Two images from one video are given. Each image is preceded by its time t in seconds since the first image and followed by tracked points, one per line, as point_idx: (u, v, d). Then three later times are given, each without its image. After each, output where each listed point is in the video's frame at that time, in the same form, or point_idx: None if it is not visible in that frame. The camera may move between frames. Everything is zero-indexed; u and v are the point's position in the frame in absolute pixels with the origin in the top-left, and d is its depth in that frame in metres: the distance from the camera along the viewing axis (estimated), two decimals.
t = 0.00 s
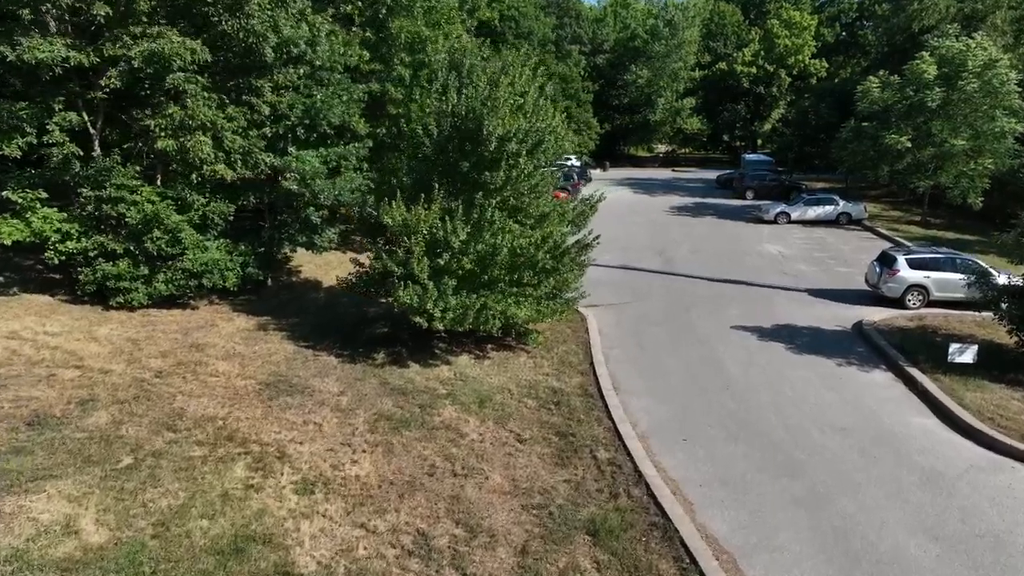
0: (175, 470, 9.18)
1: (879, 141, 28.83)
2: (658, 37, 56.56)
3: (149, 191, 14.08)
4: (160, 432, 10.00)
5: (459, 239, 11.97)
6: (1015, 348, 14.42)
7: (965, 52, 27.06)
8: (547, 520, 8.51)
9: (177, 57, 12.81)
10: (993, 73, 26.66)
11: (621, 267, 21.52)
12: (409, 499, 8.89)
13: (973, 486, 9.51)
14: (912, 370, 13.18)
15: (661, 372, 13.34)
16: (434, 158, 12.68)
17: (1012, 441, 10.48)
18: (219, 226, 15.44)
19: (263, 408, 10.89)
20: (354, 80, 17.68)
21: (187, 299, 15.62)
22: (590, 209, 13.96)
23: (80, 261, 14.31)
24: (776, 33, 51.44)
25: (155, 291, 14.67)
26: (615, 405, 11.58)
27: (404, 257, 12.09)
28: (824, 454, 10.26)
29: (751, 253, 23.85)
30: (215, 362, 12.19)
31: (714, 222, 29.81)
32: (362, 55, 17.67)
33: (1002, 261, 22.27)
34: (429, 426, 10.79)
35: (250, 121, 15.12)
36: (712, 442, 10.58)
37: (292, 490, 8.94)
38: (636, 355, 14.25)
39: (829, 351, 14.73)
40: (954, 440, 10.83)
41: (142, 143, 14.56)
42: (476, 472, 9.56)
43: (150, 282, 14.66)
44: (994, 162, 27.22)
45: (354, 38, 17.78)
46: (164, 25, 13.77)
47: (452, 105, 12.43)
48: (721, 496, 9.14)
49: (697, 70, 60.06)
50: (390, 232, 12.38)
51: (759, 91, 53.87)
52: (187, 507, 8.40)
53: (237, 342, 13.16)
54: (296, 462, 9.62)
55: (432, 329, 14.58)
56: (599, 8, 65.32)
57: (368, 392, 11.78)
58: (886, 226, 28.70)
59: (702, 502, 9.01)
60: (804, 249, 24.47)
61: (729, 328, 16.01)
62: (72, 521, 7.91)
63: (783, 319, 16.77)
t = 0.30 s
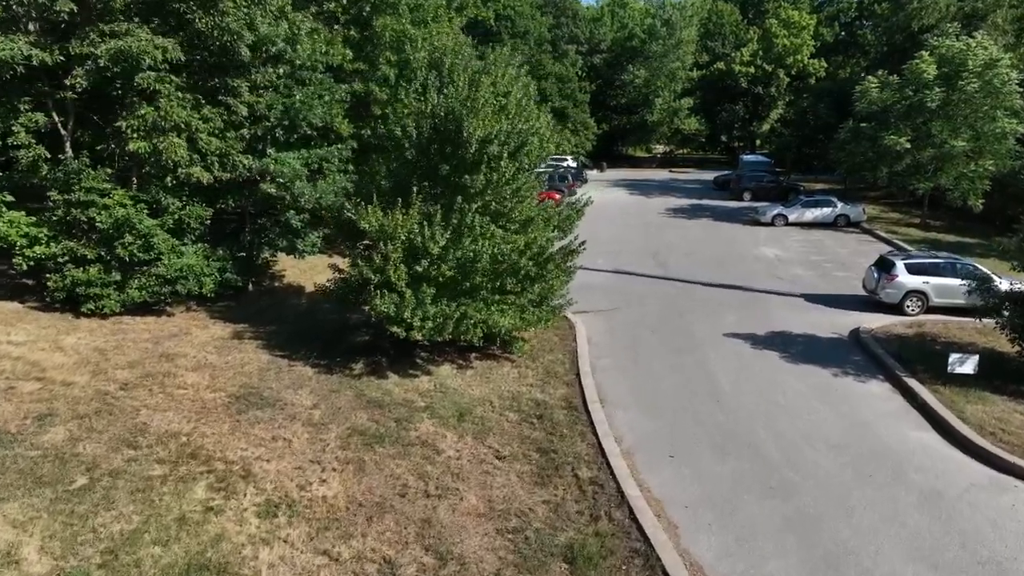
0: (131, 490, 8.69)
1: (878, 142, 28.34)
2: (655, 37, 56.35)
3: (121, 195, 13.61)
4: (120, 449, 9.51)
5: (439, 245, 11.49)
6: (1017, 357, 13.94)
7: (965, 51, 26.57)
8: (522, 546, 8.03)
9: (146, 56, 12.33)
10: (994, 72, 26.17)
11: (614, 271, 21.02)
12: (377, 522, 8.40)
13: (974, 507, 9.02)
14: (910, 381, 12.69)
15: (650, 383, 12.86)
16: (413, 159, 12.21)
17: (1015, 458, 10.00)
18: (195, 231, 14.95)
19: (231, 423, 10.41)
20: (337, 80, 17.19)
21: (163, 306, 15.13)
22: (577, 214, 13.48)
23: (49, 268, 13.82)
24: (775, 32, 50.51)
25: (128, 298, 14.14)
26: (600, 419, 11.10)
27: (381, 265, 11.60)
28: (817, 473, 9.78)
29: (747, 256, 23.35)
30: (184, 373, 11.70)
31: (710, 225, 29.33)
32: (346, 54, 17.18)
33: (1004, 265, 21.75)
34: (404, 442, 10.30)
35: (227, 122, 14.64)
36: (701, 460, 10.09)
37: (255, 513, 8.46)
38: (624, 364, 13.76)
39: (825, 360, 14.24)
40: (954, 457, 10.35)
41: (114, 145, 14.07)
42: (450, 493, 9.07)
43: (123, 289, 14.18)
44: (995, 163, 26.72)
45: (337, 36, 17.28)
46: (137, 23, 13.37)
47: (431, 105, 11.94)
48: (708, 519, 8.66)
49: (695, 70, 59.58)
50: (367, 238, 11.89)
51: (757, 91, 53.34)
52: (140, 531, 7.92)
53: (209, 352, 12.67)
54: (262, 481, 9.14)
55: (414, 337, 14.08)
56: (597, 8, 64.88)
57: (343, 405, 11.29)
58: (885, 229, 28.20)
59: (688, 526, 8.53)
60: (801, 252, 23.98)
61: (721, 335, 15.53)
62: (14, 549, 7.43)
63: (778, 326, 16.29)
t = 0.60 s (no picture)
0: (81, 514, 8.19)
1: (876, 143, 27.83)
2: (652, 36, 56.09)
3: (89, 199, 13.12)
4: (74, 467, 9.02)
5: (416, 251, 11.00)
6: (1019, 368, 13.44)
7: (965, 51, 26.06)
8: None
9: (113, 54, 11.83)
10: (995, 72, 25.67)
11: (606, 275, 20.51)
12: (341, 549, 7.91)
13: (976, 531, 8.52)
14: (909, 393, 12.19)
15: (638, 395, 12.36)
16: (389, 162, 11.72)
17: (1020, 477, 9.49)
18: (170, 236, 14.46)
19: (195, 439, 9.89)
20: (319, 80, 16.70)
21: (137, 313, 14.64)
22: (563, 219, 12.97)
23: (15, 274, 13.32)
24: (774, 32, 49.91)
25: (98, 305, 13.68)
26: (583, 435, 10.60)
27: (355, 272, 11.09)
28: (810, 493, 9.27)
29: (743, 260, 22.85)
30: (151, 386, 11.20)
31: (706, 227, 28.82)
32: (328, 53, 16.69)
33: (1005, 270, 21.33)
34: (376, 460, 9.80)
35: (202, 123, 14.15)
36: (688, 479, 9.59)
37: (212, 539, 7.97)
38: (612, 375, 13.27)
39: (821, 370, 13.74)
40: (955, 476, 9.85)
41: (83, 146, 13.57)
42: (421, 516, 8.58)
43: (93, 296, 13.68)
44: (997, 165, 26.21)
45: (318, 35, 16.75)
46: (106, 21, 12.87)
47: (408, 106, 11.45)
48: (693, 544, 8.17)
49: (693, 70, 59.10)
50: (341, 245, 11.40)
51: (756, 91, 52.81)
52: (87, 561, 7.42)
53: (179, 363, 12.17)
54: (223, 504, 8.65)
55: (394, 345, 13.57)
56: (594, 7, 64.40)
57: (315, 419, 10.79)
58: (884, 231, 27.70)
59: (672, 553, 8.04)
60: (798, 255, 23.48)
61: (714, 344, 15.03)
62: None
63: (773, 333, 15.79)
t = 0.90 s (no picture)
0: (26, 542, 7.68)
1: (876, 144, 27.34)
2: (650, 36, 55.66)
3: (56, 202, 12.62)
4: (23, 489, 8.50)
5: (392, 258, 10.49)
6: None
7: (967, 50, 25.57)
8: None
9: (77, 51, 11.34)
10: (997, 71, 25.18)
11: (598, 280, 20.01)
12: None
13: (979, 558, 8.02)
14: (909, 406, 11.68)
15: (625, 409, 11.86)
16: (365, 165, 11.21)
17: None
18: (143, 240, 13.95)
19: (155, 458, 9.37)
20: (300, 80, 16.19)
21: (109, 321, 14.15)
22: (547, 224, 12.44)
23: None
24: (772, 31, 49.38)
25: (66, 313, 13.17)
26: (566, 452, 10.09)
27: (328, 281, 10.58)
28: (803, 516, 8.77)
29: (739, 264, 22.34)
30: (114, 399, 10.70)
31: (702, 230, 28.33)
32: (310, 52, 16.19)
33: (1008, 274, 20.82)
34: (347, 479, 9.29)
35: (176, 124, 13.64)
36: (674, 501, 9.09)
37: (165, 569, 7.46)
38: (599, 386, 12.76)
39: (817, 380, 13.24)
40: (956, 497, 9.34)
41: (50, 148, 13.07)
42: (390, 542, 8.06)
43: (61, 304, 13.19)
44: (998, 166, 25.71)
45: (298, 33, 16.20)
46: (72, 17, 12.38)
47: (384, 106, 10.95)
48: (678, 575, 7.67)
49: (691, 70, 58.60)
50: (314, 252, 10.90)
51: (754, 91, 52.29)
52: None
53: (146, 374, 11.65)
54: (180, 528, 8.14)
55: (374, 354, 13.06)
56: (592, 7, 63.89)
57: (286, 435, 10.29)
58: (884, 233, 27.20)
59: None
60: (795, 259, 22.97)
61: (706, 352, 14.53)
62: None
63: (768, 341, 15.29)
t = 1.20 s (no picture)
0: None
1: (875, 145, 26.84)
2: (648, 35, 55.06)
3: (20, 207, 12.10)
4: None
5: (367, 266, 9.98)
6: None
7: (968, 49, 25.08)
8: None
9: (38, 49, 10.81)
10: (999, 71, 24.70)
11: (590, 285, 19.50)
12: None
13: None
14: (910, 420, 11.18)
15: (613, 423, 11.34)
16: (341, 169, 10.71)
17: None
18: (115, 246, 13.44)
19: (112, 479, 8.86)
20: (280, 79, 15.68)
21: (79, 329, 13.64)
22: (533, 230, 11.92)
23: None
24: (771, 31, 48.88)
25: (33, 322, 12.67)
26: (549, 471, 9.58)
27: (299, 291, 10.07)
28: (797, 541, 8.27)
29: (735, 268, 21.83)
30: (74, 415, 10.18)
31: (698, 232, 27.81)
32: (291, 51, 15.68)
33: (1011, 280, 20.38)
34: (315, 502, 8.78)
35: (148, 125, 13.13)
36: (661, 524, 8.58)
37: None
38: (587, 398, 12.25)
39: (814, 392, 12.73)
40: (959, 519, 8.84)
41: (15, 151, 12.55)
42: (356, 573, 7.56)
43: (27, 313, 12.68)
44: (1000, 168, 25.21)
45: (278, 31, 15.67)
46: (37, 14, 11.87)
47: (357, 107, 10.44)
48: None
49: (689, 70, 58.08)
50: (285, 260, 10.38)
51: (753, 91, 51.79)
52: None
53: (111, 388, 11.13)
54: (132, 558, 7.62)
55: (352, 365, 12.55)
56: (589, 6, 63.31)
57: (254, 453, 9.77)
58: (883, 236, 26.69)
59: None
60: (792, 263, 22.46)
61: (699, 362, 14.02)
62: None
63: (763, 350, 14.78)
